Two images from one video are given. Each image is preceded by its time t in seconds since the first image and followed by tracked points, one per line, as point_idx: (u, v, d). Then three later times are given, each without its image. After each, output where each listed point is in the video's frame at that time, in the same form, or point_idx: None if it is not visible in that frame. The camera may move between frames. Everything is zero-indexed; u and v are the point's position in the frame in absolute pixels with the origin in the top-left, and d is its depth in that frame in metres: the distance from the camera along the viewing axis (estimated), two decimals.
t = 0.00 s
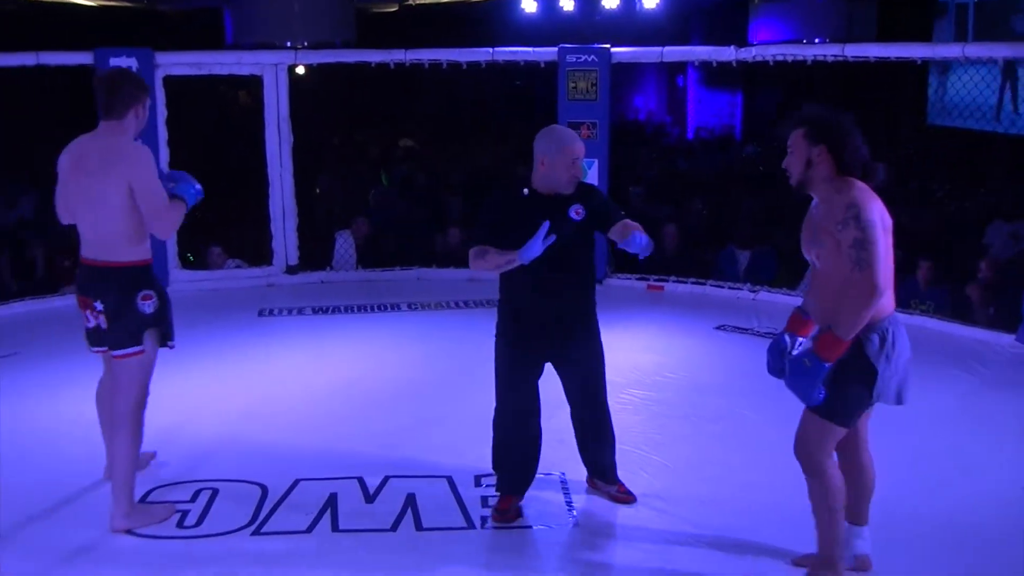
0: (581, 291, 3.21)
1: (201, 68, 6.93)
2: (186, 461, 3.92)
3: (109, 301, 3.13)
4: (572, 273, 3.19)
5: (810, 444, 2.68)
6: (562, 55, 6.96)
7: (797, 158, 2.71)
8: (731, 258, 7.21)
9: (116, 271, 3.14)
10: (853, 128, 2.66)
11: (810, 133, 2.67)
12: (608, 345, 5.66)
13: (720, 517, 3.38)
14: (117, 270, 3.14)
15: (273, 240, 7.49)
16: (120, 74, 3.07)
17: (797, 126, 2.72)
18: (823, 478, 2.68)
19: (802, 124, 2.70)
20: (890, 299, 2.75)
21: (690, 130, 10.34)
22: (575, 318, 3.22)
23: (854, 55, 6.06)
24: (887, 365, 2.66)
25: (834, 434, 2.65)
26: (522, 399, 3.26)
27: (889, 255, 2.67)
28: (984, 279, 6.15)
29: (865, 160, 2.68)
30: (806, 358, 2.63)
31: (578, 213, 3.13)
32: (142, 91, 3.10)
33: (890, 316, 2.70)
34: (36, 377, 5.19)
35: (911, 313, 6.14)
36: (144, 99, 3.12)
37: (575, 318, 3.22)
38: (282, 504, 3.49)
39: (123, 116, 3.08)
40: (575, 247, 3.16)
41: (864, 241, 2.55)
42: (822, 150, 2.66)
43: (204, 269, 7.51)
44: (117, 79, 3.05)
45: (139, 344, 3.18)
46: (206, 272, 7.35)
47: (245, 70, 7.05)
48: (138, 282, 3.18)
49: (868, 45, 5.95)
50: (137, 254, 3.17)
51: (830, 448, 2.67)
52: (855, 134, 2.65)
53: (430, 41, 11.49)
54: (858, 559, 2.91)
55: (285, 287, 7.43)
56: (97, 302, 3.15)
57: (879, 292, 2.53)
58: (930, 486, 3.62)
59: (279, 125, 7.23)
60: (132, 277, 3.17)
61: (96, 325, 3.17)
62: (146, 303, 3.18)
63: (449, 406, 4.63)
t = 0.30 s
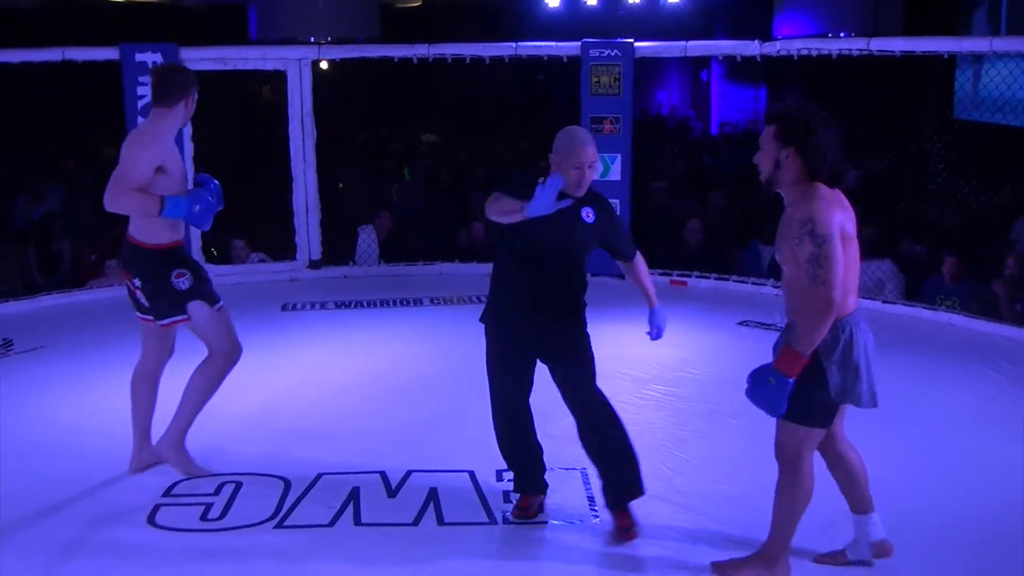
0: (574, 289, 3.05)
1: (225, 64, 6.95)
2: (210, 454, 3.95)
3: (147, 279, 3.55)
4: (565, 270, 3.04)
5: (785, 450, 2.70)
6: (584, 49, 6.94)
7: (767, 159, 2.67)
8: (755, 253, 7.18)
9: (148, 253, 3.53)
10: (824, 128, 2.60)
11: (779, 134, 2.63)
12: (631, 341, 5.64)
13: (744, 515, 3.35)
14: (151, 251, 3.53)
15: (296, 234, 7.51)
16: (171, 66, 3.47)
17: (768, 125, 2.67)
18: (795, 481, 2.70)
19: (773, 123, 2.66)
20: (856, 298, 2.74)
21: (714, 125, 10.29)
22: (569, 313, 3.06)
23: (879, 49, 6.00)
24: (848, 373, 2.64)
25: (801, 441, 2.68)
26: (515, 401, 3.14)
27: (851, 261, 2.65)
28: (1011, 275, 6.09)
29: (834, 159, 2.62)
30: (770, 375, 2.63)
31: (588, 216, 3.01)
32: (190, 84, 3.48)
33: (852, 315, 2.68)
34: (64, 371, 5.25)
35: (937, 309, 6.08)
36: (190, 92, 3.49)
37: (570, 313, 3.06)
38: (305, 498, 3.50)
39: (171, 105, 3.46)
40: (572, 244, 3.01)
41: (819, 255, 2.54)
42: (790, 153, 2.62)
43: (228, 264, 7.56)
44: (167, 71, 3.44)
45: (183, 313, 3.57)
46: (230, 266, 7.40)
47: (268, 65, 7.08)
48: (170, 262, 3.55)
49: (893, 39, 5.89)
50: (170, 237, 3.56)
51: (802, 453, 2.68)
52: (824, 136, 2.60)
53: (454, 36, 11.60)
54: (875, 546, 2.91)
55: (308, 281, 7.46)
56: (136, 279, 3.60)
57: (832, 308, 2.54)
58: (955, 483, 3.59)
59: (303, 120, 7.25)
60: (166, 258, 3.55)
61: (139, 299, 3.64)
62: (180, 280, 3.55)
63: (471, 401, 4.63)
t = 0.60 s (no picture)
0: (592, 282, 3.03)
1: (242, 59, 6.97)
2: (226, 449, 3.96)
3: (187, 271, 3.68)
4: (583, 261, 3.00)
5: (777, 450, 2.72)
6: (601, 46, 6.93)
7: (753, 151, 2.70)
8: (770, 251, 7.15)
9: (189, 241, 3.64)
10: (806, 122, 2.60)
11: (760, 127, 2.66)
12: (645, 338, 5.63)
13: (757, 511, 3.35)
14: (192, 238, 3.64)
15: (311, 229, 7.53)
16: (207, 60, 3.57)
17: (754, 117, 2.70)
18: (792, 478, 2.71)
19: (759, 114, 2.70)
20: (833, 296, 2.69)
21: (732, 122, 10.18)
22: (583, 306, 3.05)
23: (898, 46, 5.96)
24: (808, 366, 2.62)
25: (785, 438, 2.69)
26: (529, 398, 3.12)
27: (819, 258, 2.60)
28: None
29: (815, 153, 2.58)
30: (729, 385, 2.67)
31: (609, 207, 3.00)
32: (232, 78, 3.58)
33: (820, 311, 2.64)
34: (82, 364, 5.28)
35: (954, 309, 6.04)
36: (230, 86, 3.59)
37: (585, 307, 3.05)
38: (320, 492, 3.51)
39: (209, 100, 3.59)
40: (592, 238, 2.99)
41: (770, 247, 2.53)
42: (767, 147, 2.64)
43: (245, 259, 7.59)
44: (204, 67, 3.56)
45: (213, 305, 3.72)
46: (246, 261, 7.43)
47: (286, 60, 7.10)
48: (208, 250, 3.66)
49: (913, 36, 5.84)
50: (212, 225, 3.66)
51: (791, 450, 2.70)
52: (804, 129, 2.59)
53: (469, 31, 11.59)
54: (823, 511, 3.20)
55: (323, 277, 7.48)
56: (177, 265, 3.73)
57: (774, 300, 2.52)
58: (972, 483, 3.57)
59: (319, 116, 7.27)
60: (209, 244, 3.66)
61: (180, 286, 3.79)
62: (216, 269, 3.68)
63: (485, 398, 4.63)
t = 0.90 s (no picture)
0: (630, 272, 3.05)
1: (255, 57, 6.99)
2: (238, 446, 3.97)
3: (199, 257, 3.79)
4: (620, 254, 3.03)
5: (783, 442, 2.71)
6: (614, 43, 6.92)
7: (776, 138, 2.70)
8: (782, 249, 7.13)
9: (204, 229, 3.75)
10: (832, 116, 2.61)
11: (786, 115, 2.65)
12: (658, 336, 5.63)
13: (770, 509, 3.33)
14: (210, 227, 3.74)
15: (324, 227, 7.55)
16: (226, 56, 3.64)
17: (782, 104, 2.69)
18: (801, 472, 2.70)
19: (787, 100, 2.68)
20: (823, 291, 2.71)
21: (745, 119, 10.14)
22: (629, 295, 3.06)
23: (912, 43, 5.92)
24: (796, 360, 2.62)
25: (786, 430, 2.69)
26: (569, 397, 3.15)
27: (818, 252, 2.63)
28: None
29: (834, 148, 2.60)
30: (694, 346, 2.72)
31: (634, 197, 3.03)
32: (245, 70, 3.59)
33: (807, 304, 2.65)
34: (98, 361, 5.32)
35: (968, 307, 6.01)
36: (237, 79, 3.60)
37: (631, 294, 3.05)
38: (332, 489, 3.52)
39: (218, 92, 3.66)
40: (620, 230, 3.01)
41: (775, 233, 2.55)
42: (792, 135, 2.63)
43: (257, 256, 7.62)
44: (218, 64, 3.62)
45: (213, 292, 3.79)
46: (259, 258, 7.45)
47: (298, 58, 7.11)
48: (219, 238, 3.74)
49: (927, 33, 5.81)
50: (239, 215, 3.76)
51: (797, 441, 2.69)
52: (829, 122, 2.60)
53: (475, 31, 11.49)
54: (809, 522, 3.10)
55: (336, 274, 7.50)
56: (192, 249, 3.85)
57: (768, 284, 2.55)
58: (988, 483, 3.54)
59: (332, 114, 7.28)
60: (223, 233, 3.73)
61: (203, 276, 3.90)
62: (220, 257, 3.74)
63: (498, 395, 4.63)
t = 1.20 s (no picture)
0: (693, 272, 3.22)
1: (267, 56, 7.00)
2: (253, 444, 3.97)
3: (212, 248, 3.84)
4: (680, 252, 3.19)
5: (790, 432, 2.69)
6: (625, 41, 6.91)
7: (798, 134, 2.69)
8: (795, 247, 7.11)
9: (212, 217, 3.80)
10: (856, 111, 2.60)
11: (808, 111, 2.63)
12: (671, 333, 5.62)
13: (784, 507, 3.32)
14: (219, 216, 3.78)
15: (336, 225, 7.56)
16: (256, 52, 3.66)
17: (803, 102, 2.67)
18: (809, 466, 2.68)
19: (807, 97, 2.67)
20: (828, 286, 2.69)
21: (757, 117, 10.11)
22: (693, 291, 3.22)
23: (926, 39, 5.90)
24: (803, 351, 2.63)
25: (792, 419, 2.67)
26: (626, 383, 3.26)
27: (829, 249, 2.61)
28: None
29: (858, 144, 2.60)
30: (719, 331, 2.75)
31: (692, 199, 3.17)
32: (270, 67, 3.59)
33: (813, 298, 2.65)
34: (111, 359, 5.33)
35: (982, 305, 5.98)
36: (262, 75, 3.61)
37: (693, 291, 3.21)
38: (344, 487, 3.52)
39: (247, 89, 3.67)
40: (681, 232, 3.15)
41: (791, 226, 2.53)
42: (815, 131, 2.62)
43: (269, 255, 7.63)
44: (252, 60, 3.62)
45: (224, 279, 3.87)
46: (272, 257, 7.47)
47: (311, 57, 7.12)
48: (224, 228, 3.77)
49: (941, 29, 5.78)
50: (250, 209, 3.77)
51: (805, 431, 2.67)
52: (850, 118, 2.58)
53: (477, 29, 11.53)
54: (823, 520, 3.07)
55: (348, 273, 7.52)
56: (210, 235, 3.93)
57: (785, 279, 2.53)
58: (1003, 481, 3.51)
59: (344, 112, 7.29)
60: (229, 224, 3.76)
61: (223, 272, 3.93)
62: (224, 247, 3.76)
63: (511, 393, 4.62)
